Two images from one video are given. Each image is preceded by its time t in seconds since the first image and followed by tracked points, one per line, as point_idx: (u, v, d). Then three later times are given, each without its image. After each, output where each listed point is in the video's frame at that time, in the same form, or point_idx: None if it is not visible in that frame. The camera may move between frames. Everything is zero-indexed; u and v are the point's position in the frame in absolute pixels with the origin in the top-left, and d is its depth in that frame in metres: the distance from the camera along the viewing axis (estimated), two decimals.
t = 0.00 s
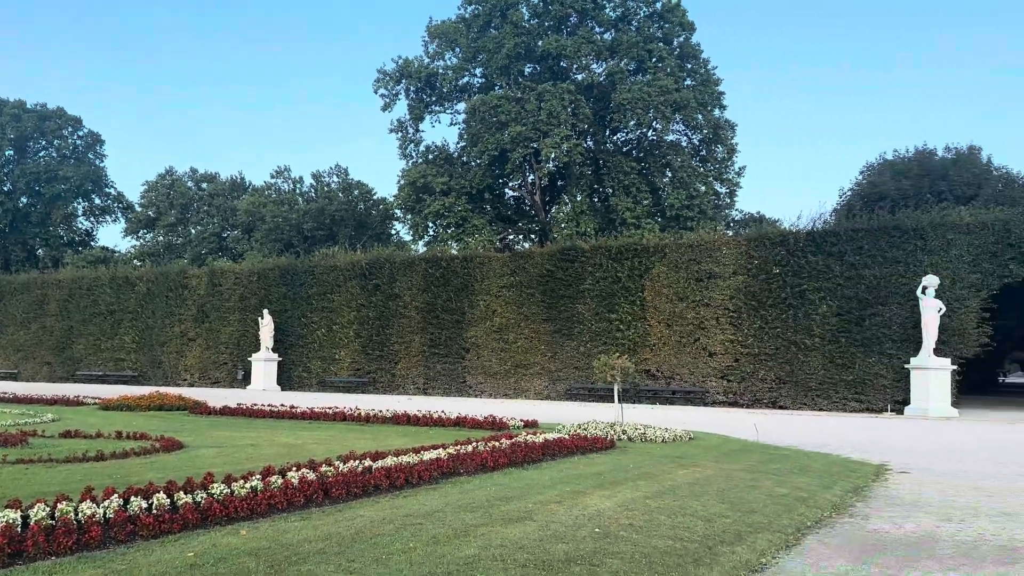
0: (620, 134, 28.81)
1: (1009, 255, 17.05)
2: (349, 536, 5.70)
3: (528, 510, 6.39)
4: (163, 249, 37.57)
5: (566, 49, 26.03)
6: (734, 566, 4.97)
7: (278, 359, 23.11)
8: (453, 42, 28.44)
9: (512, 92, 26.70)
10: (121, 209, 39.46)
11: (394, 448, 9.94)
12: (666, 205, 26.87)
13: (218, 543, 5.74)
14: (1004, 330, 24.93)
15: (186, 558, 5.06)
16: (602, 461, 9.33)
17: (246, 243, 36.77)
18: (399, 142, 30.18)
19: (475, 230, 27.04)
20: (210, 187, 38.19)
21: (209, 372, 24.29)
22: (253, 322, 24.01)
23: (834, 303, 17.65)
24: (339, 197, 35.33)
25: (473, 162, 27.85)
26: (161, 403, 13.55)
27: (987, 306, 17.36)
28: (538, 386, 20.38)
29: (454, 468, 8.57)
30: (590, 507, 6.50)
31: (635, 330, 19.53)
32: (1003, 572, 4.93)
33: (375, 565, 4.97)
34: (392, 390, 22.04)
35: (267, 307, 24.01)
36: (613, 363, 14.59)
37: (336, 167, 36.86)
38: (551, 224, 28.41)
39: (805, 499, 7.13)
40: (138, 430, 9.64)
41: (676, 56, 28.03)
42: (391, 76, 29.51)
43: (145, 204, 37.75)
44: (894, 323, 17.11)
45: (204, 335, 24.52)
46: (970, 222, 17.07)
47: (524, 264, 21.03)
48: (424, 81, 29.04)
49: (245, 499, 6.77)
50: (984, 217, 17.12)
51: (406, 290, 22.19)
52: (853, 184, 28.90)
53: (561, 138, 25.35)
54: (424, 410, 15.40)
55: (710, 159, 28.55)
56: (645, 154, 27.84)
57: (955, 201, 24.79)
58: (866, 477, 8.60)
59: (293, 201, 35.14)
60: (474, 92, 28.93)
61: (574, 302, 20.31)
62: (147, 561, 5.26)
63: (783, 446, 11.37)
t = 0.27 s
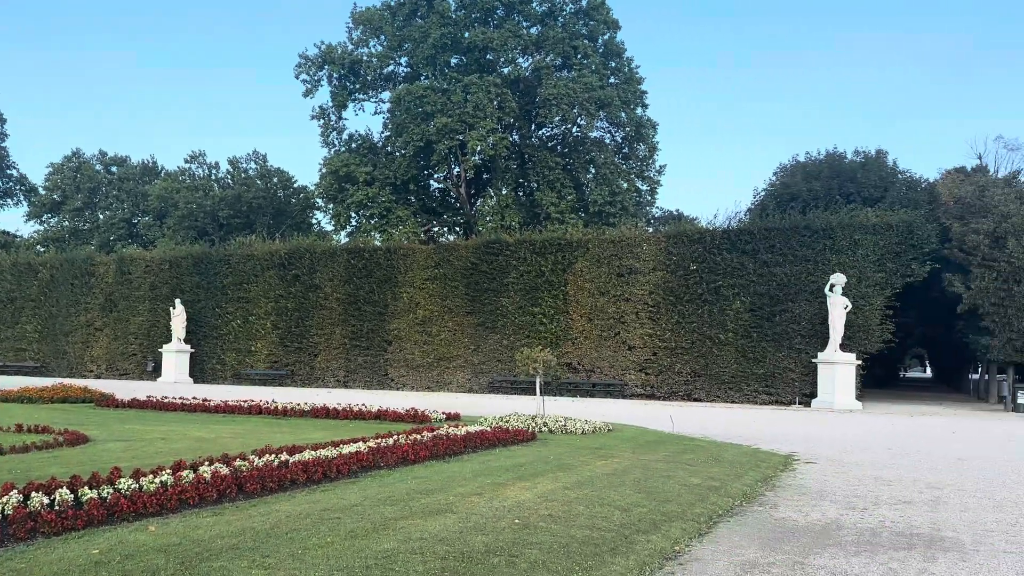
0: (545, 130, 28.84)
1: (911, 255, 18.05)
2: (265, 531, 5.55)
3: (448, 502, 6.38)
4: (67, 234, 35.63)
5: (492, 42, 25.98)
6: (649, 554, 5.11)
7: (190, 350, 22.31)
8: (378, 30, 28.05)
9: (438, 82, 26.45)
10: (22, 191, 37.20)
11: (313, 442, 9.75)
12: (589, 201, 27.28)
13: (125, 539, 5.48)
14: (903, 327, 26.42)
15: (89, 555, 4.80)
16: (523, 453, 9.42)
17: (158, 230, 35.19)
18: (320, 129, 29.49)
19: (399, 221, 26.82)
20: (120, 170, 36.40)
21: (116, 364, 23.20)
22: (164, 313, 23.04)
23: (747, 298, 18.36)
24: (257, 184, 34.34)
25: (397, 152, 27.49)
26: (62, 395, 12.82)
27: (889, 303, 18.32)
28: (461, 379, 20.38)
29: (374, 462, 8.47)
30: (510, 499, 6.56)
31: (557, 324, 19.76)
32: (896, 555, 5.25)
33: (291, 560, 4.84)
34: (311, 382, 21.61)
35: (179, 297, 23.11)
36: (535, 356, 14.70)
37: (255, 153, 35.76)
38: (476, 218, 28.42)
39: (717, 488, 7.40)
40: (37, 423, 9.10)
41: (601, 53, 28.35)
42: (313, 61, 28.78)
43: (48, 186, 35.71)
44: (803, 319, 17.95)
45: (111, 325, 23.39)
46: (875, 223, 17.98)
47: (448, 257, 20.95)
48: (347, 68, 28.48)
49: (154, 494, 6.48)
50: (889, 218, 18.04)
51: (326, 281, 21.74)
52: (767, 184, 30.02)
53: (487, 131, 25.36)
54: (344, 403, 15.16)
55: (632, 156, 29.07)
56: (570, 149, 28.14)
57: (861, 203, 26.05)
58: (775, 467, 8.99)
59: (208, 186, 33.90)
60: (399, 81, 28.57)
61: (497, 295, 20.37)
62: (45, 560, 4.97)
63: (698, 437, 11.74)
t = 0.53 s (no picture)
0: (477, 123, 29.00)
1: (826, 253, 18.78)
2: (182, 528, 5.34)
3: (373, 497, 6.30)
4: None
5: (423, 31, 25.68)
6: (573, 545, 5.17)
7: (104, 341, 21.66)
8: (306, 16, 27.60)
9: (367, 71, 26.06)
10: None
11: (233, 436, 9.47)
12: (519, 195, 27.56)
13: (31, 538, 5.18)
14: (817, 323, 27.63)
15: None
16: (450, 446, 9.40)
17: (70, 216, 33.63)
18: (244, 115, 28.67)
19: (326, 211, 26.43)
20: (29, 152, 34.89)
21: (25, 354, 22.57)
22: (76, 302, 22.40)
23: (671, 294, 18.91)
24: (176, 169, 33.43)
25: (325, 140, 26.95)
26: None
27: (806, 300, 19.01)
28: (388, 371, 20.32)
29: (297, 456, 8.27)
30: (436, 492, 6.53)
31: (485, 317, 19.87)
32: (808, 543, 5.46)
33: (209, 556, 4.66)
34: (232, 375, 21.21)
35: (92, 285, 22.42)
36: (464, 349, 14.66)
37: (175, 138, 34.58)
38: (405, 209, 28.21)
39: (641, 479, 7.58)
40: None
41: (532, 48, 28.44)
42: (238, 45, 27.99)
43: None
44: (724, 314, 18.51)
45: (19, 314, 22.72)
46: (793, 223, 18.58)
47: (377, 249, 20.74)
48: (273, 53, 27.79)
49: (63, 490, 6.15)
50: (806, 218, 18.64)
51: (248, 272, 21.26)
52: (692, 182, 30.83)
53: (417, 122, 25.23)
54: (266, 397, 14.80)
55: (562, 151, 29.32)
56: (500, 143, 28.20)
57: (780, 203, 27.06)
58: (696, 457, 9.26)
59: (124, 170, 32.64)
60: (327, 68, 28.02)
61: (426, 288, 20.32)
62: None
63: (623, 429, 11.97)
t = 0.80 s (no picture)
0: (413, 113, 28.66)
1: (752, 250, 19.81)
2: (99, 524, 5.13)
3: (301, 491, 6.19)
4: None
5: (358, 19, 25.30)
6: (504, 538, 5.19)
7: (18, 332, 21.54)
8: None
9: (299, 57, 25.58)
10: None
11: (156, 430, 9.14)
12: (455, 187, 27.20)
13: None
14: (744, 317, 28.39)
15: None
16: (381, 440, 9.31)
17: None
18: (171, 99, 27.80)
19: (255, 200, 25.96)
20: None
21: None
22: None
23: (605, 289, 19.55)
24: (98, 154, 32.89)
25: (255, 127, 26.37)
26: None
27: (732, 296, 19.99)
28: (318, 364, 20.56)
29: (222, 450, 7.96)
30: (366, 486, 6.47)
31: (419, 309, 20.15)
32: (732, 532, 5.62)
33: (128, 553, 4.49)
34: (155, 367, 21.23)
35: (7, 272, 22.38)
36: (398, 342, 14.50)
37: (98, 122, 33.37)
38: (338, 199, 27.94)
39: (572, 471, 7.70)
40: None
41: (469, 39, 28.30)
42: (164, 27, 27.12)
43: None
44: (654, 308, 19.32)
45: None
46: (722, 220, 19.49)
47: (308, 240, 20.93)
48: (202, 36, 27.00)
49: None
50: (734, 216, 19.60)
51: (173, 261, 21.35)
52: (626, 179, 31.35)
53: (351, 111, 24.74)
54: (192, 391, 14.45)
55: (498, 145, 29.36)
56: (437, 134, 28.00)
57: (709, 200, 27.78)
58: (626, 449, 9.43)
59: (43, 155, 32.44)
60: (258, 53, 27.37)
61: (359, 280, 20.56)
62: None
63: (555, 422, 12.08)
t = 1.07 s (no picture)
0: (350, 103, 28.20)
1: (686, 247, 20.76)
2: (14, 522, 4.91)
3: (229, 487, 6.06)
4: None
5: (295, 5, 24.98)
6: (437, 531, 5.19)
7: None
8: None
9: (232, 43, 25.01)
10: None
11: (77, 426, 8.81)
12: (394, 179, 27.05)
13: None
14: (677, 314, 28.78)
15: None
16: (315, 435, 9.18)
17: None
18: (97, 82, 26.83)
19: (185, 187, 25.42)
20: None
21: None
22: None
23: (542, 283, 20.46)
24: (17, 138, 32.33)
25: (185, 113, 25.65)
26: None
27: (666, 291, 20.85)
28: (251, 358, 21.10)
29: (147, 446, 7.72)
30: (297, 482, 6.38)
31: (356, 302, 20.86)
32: (662, 522, 5.74)
33: (46, 553, 4.32)
34: (79, 360, 21.46)
35: None
36: (331, 336, 14.27)
37: (20, 106, 32.17)
38: (271, 189, 27.56)
39: (506, 464, 7.74)
40: None
41: (408, 30, 28.03)
42: (89, 7, 26.17)
43: None
44: (591, 303, 20.27)
45: None
46: (657, 218, 20.39)
47: (240, 230, 21.42)
48: (130, 18, 26.11)
49: None
50: (669, 213, 20.52)
51: (98, 250, 21.58)
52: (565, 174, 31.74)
53: (286, 99, 24.36)
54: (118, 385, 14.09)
55: (438, 137, 29.15)
56: (375, 125, 27.71)
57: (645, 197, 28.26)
58: (561, 442, 9.54)
59: None
60: (190, 37, 26.59)
61: (293, 272, 21.17)
62: None
63: (491, 416, 12.14)
